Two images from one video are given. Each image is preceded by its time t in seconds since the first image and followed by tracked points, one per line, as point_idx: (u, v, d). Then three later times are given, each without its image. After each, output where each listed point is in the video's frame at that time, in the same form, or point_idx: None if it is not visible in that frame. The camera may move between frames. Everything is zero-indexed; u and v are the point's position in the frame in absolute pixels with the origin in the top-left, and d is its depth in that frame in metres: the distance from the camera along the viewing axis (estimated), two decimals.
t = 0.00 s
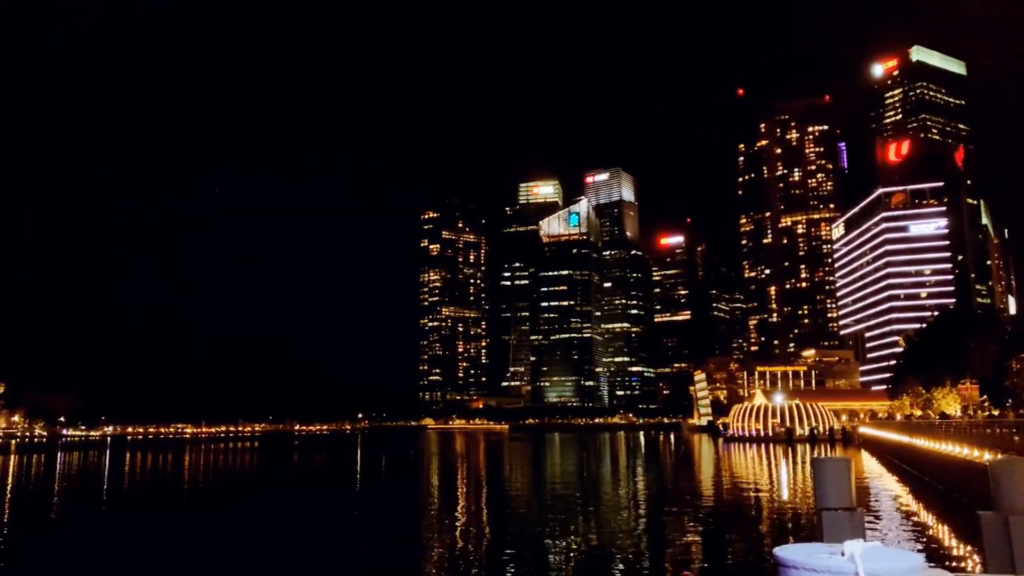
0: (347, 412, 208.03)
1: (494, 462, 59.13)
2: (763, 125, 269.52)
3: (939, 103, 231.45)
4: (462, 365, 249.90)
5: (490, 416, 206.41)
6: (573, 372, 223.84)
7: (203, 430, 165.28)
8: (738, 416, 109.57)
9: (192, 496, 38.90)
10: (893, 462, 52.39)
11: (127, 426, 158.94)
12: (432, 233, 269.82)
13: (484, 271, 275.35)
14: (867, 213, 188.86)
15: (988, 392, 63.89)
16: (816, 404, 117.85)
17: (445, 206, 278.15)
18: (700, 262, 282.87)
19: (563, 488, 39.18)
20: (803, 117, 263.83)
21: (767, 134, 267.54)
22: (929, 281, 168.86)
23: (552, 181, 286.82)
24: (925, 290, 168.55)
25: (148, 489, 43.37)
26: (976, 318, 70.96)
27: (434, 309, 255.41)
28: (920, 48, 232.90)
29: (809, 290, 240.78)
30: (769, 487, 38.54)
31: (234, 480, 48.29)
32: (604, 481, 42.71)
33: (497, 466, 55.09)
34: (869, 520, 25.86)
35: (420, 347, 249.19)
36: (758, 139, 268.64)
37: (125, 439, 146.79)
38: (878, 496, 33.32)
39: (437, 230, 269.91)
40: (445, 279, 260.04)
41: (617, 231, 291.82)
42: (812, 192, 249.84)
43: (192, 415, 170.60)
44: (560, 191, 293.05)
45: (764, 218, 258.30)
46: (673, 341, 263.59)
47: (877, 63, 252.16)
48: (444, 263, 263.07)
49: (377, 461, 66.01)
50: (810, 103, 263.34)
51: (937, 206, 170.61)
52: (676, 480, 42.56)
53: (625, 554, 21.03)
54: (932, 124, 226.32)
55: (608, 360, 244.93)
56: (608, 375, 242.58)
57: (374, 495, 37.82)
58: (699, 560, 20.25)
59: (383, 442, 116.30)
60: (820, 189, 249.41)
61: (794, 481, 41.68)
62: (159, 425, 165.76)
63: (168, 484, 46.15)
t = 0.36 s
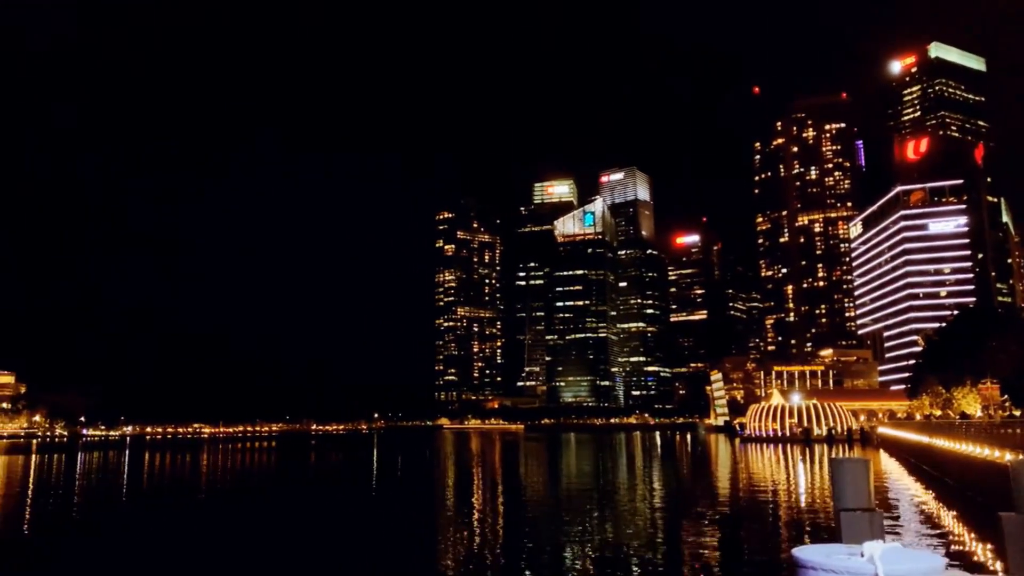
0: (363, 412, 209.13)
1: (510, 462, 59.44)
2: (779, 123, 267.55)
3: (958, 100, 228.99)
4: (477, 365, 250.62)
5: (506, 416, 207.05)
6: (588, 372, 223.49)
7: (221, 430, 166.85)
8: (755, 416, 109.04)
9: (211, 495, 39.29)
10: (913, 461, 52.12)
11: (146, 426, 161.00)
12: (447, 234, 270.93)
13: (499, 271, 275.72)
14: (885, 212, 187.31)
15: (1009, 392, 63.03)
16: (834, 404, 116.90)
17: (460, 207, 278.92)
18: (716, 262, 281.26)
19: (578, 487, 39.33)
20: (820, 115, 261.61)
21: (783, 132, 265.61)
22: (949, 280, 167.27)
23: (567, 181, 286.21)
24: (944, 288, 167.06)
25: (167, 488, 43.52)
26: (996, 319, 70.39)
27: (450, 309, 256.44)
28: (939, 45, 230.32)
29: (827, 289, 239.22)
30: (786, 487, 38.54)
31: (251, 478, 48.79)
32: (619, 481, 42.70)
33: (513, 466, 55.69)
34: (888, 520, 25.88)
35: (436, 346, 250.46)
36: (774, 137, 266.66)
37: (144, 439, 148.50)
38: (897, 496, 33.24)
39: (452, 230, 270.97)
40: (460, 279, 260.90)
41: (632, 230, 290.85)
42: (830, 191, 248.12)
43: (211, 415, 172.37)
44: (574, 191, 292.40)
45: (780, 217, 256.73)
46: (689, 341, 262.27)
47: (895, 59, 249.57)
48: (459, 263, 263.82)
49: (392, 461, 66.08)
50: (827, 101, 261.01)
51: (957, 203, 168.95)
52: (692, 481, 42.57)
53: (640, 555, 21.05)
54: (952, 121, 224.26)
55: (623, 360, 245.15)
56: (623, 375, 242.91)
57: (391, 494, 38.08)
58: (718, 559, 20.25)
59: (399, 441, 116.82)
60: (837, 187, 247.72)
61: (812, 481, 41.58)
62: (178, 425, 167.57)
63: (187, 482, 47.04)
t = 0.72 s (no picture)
0: (381, 412, 209.81)
1: (528, 461, 59.32)
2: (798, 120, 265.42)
3: (980, 95, 226.05)
4: (495, 364, 251.17)
5: (523, 415, 207.44)
6: (605, 371, 223.31)
7: (240, 429, 168.11)
8: (775, 415, 108.23)
9: (231, 494, 39.46)
10: (935, 460, 51.61)
11: (167, 425, 162.53)
12: (464, 233, 271.35)
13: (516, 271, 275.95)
14: (906, 208, 185.64)
15: None
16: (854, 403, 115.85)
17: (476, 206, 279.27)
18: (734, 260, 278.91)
19: (596, 486, 39.16)
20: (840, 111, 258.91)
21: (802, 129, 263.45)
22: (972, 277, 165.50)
23: (583, 179, 285.28)
24: (967, 285, 165.28)
25: (182, 488, 42.94)
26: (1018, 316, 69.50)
27: (467, 308, 256.91)
28: (961, 39, 227.31)
29: (847, 287, 237.23)
30: (806, 487, 38.03)
31: (269, 478, 49.01)
32: (638, 480, 42.39)
33: (531, 464, 55.90)
34: (909, 520, 25.70)
35: (453, 346, 251.30)
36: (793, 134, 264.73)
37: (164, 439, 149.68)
38: (920, 496, 32.98)
39: (469, 230, 271.47)
40: (476, 279, 261.32)
41: (649, 228, 289.49)
42: (849, 188, 245.95)
43: (231, 414, 173.65)
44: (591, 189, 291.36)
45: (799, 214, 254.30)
46: (708, 340, 262.09)
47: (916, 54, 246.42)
48: (476, 263, 264.19)
49: (409, 461, 65.62)
50: (847, 96, 258.36)
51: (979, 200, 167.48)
52: (711, 480, 42.27)
53: (661, 555, 20.95)
54: (974, 116, 221.89)
55: (642, 358, 246.38)
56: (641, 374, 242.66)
57: (410, 493, 38.08)
58: (738, 559, 20.09)
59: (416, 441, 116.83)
60: (857, 184, 245.45)
61: (833, 480, 41.23)
62: (198, 424, 169.01)
63: (208, 481, 47.45)
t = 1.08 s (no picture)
0: (402, 411, 210.39)
1: (551, 461, 59.29)
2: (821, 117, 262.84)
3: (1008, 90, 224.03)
4: (516, 364, 251.74)
5: (545, 415, 207.40)
6: (627, 371, 222.49)
7: (264, 429, 169.05)
8: (799, 415, 107.35)
9: (255, 493, 39.77)
10: (963, 461, 51.16)
11: (192, 425, 164.23)
12: (485, 233, 271.74)
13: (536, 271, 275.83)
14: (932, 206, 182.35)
15: None
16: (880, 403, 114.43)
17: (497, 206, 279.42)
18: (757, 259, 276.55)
19: (617, 487, 39.15)
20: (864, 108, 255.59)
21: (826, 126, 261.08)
22: (1000, 275, 163.15)
23: (604, 179, 283.96)
24: (995, 284, 163.10)
25: (206, 487, 43.25)
26: None
27: (488, 308, 257.58)
28: (989, 34, 223.58)
29: (871, 286, 234.46)
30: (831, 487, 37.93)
31: (292, 477, 49.42)
32: (660, 481, 42.38)
33: (552, 464, 55.96)
34: (936, 520, 25.73)
35: (474, 346, 252.19)
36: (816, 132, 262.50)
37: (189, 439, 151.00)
38: (947, 496, 32.97)
39: (490, 230, 271.90)
40: (497, 279, 261.70)
41: (671, 227, 287.80)
42: (874, 186, 242.85)
43: (254, 414, 175.26)
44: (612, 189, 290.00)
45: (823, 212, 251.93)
46: (730, 339, 261.69)
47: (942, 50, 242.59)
48: (497, 263, 264.58)
49: (431, 461, 65.27)
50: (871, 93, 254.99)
51: (1008, 197, 164.75)
52: (734, 480, 42.20)
53: (684, 555, 21.03)
54: (1003, 112, 220.14)
55: (664, 359, 245.07)
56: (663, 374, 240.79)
57: (433, 493, 38.10)
58: (761, 560, 20.07)
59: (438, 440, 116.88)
60: (882, 182, 242.43)
61: (858, 481, 41.04)
62: (222, 424, 170.82)
63: (232, 480, 48.00)
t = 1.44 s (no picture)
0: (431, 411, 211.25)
1: (581, 461, 59.53)
2: (854, 113, 260.01)
3: None
4: (545, 364, 252.41)
5: (573, 415, 207.08)
6: (657, 371, 221.02)
7: (296, 429, 170.77)
8: (832, 415, 106.05)
9: (287, 493, 40.22)
10: (1001, 461, 50.61)
11: (226, 424, 166.74)
12: (513, 233, 272.97)
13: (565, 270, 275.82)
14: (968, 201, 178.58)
15: None
16: (916, 403, 112.29)
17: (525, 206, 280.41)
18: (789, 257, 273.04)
19: (648, 487, 39.14)
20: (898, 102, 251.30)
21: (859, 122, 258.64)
22: None
23: (632, 177, 282.47)
24: None
25: (239, 487, 43.70)
26: None
27: (516, 309, 259.30)
28: None
29: (906, 284, 230.53)
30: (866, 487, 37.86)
31: (323, 477, 49.83)
32: (692, 481, 42.34)
33: (581, 465, 56.04)
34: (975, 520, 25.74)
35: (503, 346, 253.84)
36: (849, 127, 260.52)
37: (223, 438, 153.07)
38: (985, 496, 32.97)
39: (518, 230, 273.23)
40: (525, 279, 263.16)
41: (700, 226, 285.64)
42: (909, 181, 238.50)
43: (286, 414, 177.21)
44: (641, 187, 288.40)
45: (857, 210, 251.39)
46: (762, 338, 255.31)
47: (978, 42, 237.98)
48: (525, 263, 266.24)
49: (461, 462, 64.99)
50: (905, 87, 250.66)
51: None
52: (767, 480, 42.19)
53: (716, 555, 21.04)
54: None
55: (693, 358, 240.90)
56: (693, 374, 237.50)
57: (463, 493, 38.17)
58: (794, 560, 20.02)
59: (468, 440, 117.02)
60: (917, 177, 237.98)
61: (894, 481, 40.88)
62: (255, 424, 172.88)
63: (266, 479, 48.75)
